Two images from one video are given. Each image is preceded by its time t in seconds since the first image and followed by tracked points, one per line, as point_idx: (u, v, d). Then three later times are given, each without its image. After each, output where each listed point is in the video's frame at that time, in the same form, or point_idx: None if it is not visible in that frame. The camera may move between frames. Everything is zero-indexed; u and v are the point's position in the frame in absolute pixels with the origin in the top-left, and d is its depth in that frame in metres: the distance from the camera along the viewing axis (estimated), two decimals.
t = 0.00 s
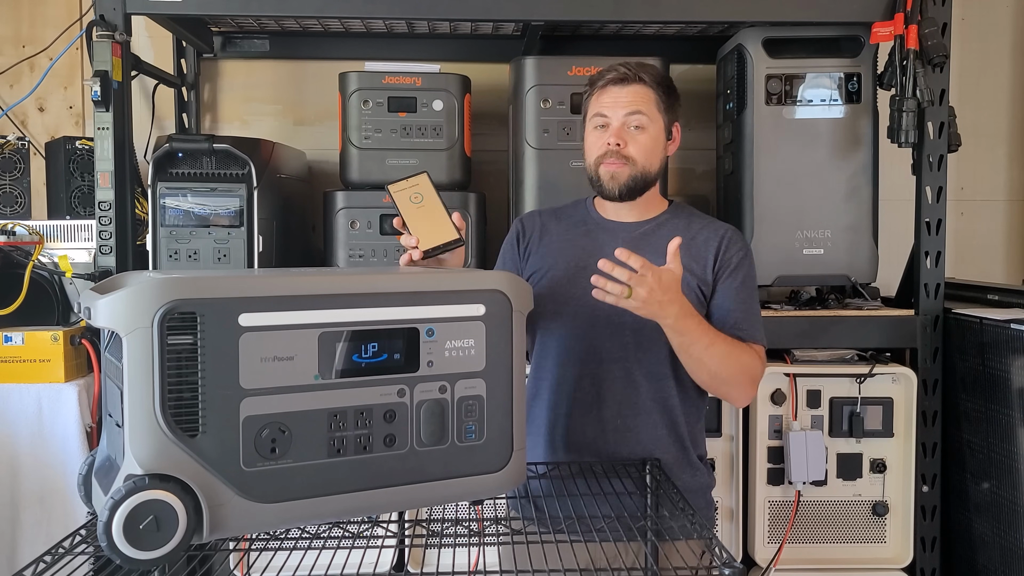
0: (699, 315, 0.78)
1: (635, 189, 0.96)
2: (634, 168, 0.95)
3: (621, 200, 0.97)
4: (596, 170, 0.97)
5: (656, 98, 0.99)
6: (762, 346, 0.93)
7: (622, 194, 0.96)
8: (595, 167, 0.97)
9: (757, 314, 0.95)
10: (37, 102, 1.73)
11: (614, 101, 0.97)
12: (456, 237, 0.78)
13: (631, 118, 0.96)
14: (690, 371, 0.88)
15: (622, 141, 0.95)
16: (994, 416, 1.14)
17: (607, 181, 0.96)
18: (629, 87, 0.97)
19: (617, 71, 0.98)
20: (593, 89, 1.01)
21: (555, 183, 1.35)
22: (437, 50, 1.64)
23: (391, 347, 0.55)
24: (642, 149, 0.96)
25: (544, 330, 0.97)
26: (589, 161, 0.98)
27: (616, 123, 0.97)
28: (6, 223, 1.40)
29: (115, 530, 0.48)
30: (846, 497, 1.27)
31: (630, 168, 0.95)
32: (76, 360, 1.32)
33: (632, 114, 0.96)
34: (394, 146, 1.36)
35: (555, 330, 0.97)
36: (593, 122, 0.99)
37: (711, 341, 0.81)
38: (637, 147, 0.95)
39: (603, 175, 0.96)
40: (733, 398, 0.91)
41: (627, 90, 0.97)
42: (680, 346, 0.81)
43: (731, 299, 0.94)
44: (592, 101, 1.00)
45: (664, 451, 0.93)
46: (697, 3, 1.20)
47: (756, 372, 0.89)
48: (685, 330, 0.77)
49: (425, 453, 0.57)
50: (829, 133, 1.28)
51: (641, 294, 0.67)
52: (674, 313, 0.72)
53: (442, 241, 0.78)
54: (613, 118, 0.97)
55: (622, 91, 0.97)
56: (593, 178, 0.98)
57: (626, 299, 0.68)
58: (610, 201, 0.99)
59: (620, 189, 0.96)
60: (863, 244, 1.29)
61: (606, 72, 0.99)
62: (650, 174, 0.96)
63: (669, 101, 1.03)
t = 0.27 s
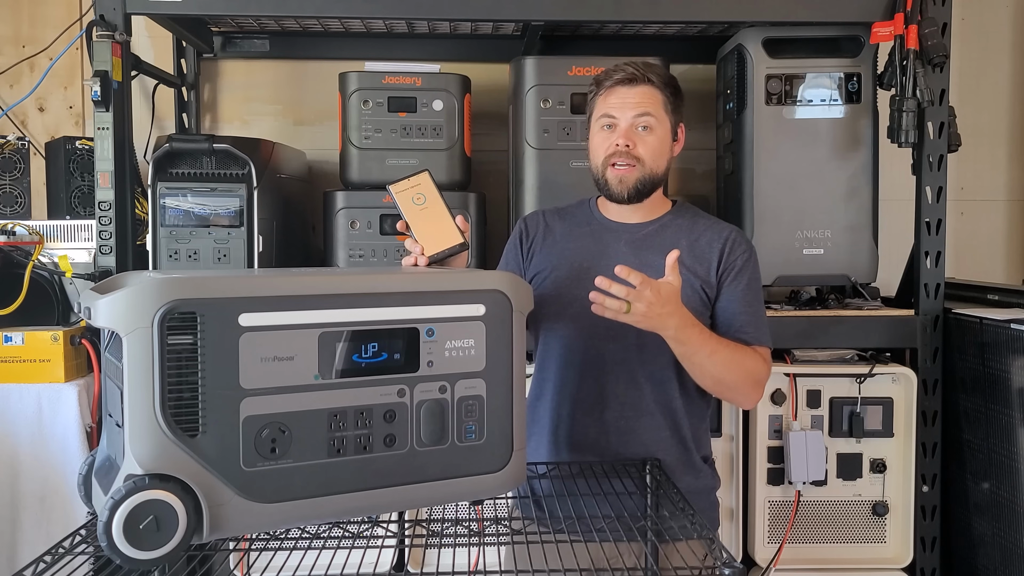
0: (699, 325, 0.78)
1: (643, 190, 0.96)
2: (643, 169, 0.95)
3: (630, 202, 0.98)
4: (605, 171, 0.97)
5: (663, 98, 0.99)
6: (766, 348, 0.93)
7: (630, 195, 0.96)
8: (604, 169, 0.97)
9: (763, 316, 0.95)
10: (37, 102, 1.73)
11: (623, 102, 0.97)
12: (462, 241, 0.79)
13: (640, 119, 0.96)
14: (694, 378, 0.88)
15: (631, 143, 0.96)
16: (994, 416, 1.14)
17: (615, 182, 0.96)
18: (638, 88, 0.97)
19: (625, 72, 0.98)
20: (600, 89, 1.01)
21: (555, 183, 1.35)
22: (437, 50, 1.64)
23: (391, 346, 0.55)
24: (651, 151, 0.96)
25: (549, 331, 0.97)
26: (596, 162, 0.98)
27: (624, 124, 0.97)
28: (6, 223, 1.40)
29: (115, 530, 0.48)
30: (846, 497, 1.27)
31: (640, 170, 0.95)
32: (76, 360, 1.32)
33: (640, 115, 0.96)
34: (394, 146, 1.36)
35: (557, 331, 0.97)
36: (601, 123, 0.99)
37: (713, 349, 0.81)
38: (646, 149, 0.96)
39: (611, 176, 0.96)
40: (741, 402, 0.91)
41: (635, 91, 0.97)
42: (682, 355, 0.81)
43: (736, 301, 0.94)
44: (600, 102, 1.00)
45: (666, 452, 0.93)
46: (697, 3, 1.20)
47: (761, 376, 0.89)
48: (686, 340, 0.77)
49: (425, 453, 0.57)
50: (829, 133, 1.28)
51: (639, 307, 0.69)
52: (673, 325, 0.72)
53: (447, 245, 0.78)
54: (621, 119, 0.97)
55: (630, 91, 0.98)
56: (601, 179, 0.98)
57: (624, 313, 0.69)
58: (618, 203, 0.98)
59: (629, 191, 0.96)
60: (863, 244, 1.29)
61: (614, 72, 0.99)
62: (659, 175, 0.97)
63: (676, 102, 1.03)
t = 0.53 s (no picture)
0: (718, 323, 0.80)
1: (630, 184, 0.96)
2: (630, 163, 0.95)
3: (616, 195, 0.97)
4: (593, 164, 0.97)
5: (659, 97, 1.00)
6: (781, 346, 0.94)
7: (617, 189, 0.96)
8: (593, 161, 0.97)
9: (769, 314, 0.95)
10: (37, 102, 1.73)
11: (616, 97, 0.98)
12: (463, 242, 0.79)
13: (632, 114, 0.97)
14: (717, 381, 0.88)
15: (621, 136, 0.96)
16: (994, 416, 1.14)
17: (604, 174, 0.96)
18: (632, 84, 0.98)
19: (621, 68, 0.99)
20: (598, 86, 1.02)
21: (555, 182, 1.35)
22: (437, 50, 1.64)
23: (391, 346, 0.55)
24: (640, 145, 0.96)
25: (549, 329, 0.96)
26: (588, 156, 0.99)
27: (616, 119, 0.98)
28: (6, 223, 1.40)
29: (115, 530, 0.48)
30: (846, 497, 1.28)
31: (627, 163, 0.95)
32: (76, 360, 1.32)
33: (632, 110, 0.97)
34: (394, 146, 1.36)
35: (557, 332, 0.96)
36: (595, 118, 1.00)
37: (734, 346, 0.83)
38: (636, 143, 0.96)
39: (600, 169, 0.96)
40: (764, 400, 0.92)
41: (629, 87, 0.98)
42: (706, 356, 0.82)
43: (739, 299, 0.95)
44: (596, 97, 1.01)
45: (668, 452, 0.93)
46: (697, 3, 1.20)
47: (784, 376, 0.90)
48: (707, 339, 0.79)
49: (425, 453, 0.57)
50: (829, 133, 1.28)
51: (655, 323, 0.70)
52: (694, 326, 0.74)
53: (448, 245, 0.78)
54: (614, 113, 0.98)
55: (624, 87, 0.98)
56: (590, 172, 0.98)
57: (640, 326, 0.70)
58: (605, 196, 0.98)
59: (615, 184, 0.95)
60: (863, 244, 1.29)
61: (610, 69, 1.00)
62: (648, 171, 0.96)
63: (673, 102, 1.03)
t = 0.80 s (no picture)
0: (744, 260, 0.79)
1: (646, 183, 0.96)
2: (647, 162, 0.95)
3: (633, 195, 0.98)
4: (608, 164, 0.96)
5: (667, 94, 1.00)
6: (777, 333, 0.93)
7: (634, 188, 0.96)
8: (607, 161, 0.97)
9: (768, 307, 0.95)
10: (37, 102, 1.73)
11: (629, 95, 0.97)
12: (462, 243, 0.79)
13: (645, 112, 0.96)
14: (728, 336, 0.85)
15: (636, 135, 0.95)
16: (994, 416, 1.14)
17: (620, 174, 0.96)
18: (643, 82, 0.97)
19: (631, 65, 0.98)
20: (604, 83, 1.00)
21: (555, 182, 1.35)
22: (437, 50, 1.64)
23: (391, 346, 0.55)
24: (655, 144, 0.96)
25: (549, 333, 0.96)
26: (599, 154, 0.98)
27: (629, 117, 0.96)
28: (6, 223, 1.40)
29: (115, 530, 0.47)
30: (846, 497, 1.27)
31: (645, 163, 0.96)
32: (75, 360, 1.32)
33: (646, 108, 0.96)
34: (394, 146, 1.36)
35: (557, 332, 0.96)
36: (605, 115, 0.98)
37: (757, 289, 0.81)
38: (650, 142, 0.96)
39: (616, 169, 0.96)
40: (766, 376, 0.89)
41: (641, 85, 0.97)
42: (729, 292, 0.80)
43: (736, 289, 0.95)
44: (604, 95, 0.99)
45: (671, 452, 0.93)
46: (697, 3, 1.19)
47: (789, 350, 0.88)
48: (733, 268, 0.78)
49: (425, 453, 0.57)
50: (829, 133, 1.28)
51: (691, 220, 0.73)
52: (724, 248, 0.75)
53: (447, 246, 0.78)
54: (626, 111, 0.97)
55: (635, 85, 0.97)
56: (604, 172, 0.97)
57: (677, 220, 0.74)
58: (620, 196, 0.98)
59: (633, 184, 0.96)
60: (863, 244, 1.29)
61: (619, 65, 0.99)
62: (661, 168, 0.97)
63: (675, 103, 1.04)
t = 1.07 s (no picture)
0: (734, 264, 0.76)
1: (657, 196, 0.97)
2: (660, 177, 0.96)
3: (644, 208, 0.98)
4: (621, 180, 0.96)
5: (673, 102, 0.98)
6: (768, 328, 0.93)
7: (646, 203, 0.97)
8: (619, 177, 0.96)
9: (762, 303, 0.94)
10: (37, 102, 1.73)
11: (640, 109, 0.94)
12: (463, 243, 0.79)
13: (657, 127, 0.94)
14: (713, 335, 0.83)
15: (650, 152, 0.94)
16: (994, 416, 1.14)
17: (634, 191, 0.95)
18: (653, 94, 0.95)
19: (643, 77, 0.94)
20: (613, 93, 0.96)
21: (555, 182, 1.34)
22: (437, 50, 1.64)
23: (391, 346, 0.55)
24: (666, 157, 0.96)
25: (546, 333, 0.96)
26: (611, 169, 0.96)
27: (641, 132, 0.94)
28: (6, 223, 1.40)
29: (115, 530, 0.47)
30: (846, 497, 1.27)
31: (657, 178, 0.96)
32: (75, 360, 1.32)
33: (659, 123, 0.94)
34: (394, 146, 1.36)
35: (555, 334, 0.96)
36: (616, 129, 0.95)
37: (744, 292, 0.79)
38: (662, 156, 0.95)
39: (629, 185, 0.95)
40: (751, 371, 0.87)
41: (651, 97, 0.95)
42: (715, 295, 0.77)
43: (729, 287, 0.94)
44: (614, 107, 0.96)
45: (670, 451, 0.93)
46: (697, 3, 1.19)
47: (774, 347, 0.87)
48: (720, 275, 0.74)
49: (425, 453, 0.57)
50: (829, 133, 1.28)
51: (682, 227, 0.68)
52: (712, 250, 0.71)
53: (447, 246, 0.78)
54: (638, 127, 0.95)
55: (646, 98, 0.95)
56: (616, 187, 0.97)
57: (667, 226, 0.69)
58: (631, 208, 0.98)
59: (646, 199, 0.96)
60: (863, 244, 1.29)
61: (630, 76, 0.94)
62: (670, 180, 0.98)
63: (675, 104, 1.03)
